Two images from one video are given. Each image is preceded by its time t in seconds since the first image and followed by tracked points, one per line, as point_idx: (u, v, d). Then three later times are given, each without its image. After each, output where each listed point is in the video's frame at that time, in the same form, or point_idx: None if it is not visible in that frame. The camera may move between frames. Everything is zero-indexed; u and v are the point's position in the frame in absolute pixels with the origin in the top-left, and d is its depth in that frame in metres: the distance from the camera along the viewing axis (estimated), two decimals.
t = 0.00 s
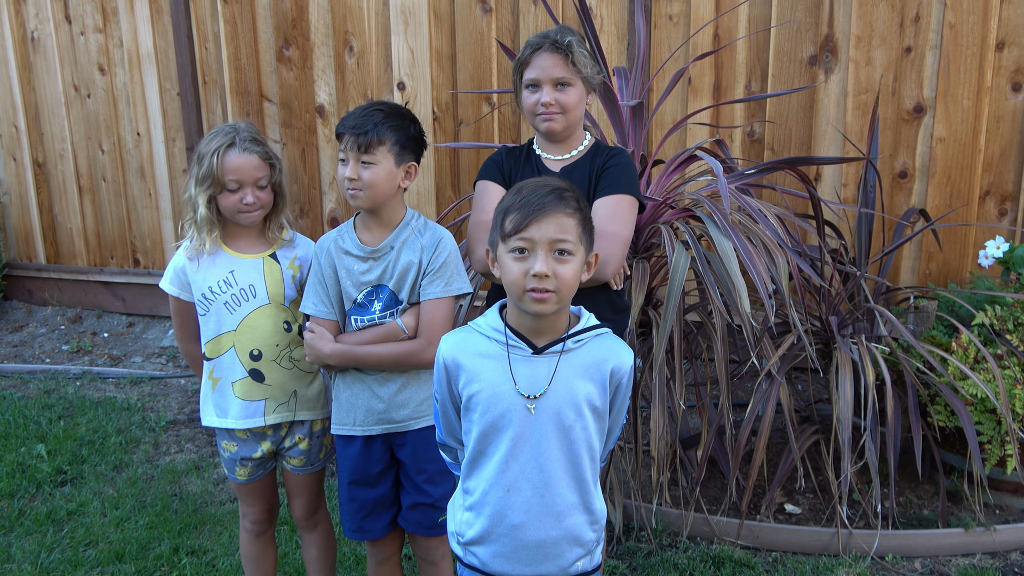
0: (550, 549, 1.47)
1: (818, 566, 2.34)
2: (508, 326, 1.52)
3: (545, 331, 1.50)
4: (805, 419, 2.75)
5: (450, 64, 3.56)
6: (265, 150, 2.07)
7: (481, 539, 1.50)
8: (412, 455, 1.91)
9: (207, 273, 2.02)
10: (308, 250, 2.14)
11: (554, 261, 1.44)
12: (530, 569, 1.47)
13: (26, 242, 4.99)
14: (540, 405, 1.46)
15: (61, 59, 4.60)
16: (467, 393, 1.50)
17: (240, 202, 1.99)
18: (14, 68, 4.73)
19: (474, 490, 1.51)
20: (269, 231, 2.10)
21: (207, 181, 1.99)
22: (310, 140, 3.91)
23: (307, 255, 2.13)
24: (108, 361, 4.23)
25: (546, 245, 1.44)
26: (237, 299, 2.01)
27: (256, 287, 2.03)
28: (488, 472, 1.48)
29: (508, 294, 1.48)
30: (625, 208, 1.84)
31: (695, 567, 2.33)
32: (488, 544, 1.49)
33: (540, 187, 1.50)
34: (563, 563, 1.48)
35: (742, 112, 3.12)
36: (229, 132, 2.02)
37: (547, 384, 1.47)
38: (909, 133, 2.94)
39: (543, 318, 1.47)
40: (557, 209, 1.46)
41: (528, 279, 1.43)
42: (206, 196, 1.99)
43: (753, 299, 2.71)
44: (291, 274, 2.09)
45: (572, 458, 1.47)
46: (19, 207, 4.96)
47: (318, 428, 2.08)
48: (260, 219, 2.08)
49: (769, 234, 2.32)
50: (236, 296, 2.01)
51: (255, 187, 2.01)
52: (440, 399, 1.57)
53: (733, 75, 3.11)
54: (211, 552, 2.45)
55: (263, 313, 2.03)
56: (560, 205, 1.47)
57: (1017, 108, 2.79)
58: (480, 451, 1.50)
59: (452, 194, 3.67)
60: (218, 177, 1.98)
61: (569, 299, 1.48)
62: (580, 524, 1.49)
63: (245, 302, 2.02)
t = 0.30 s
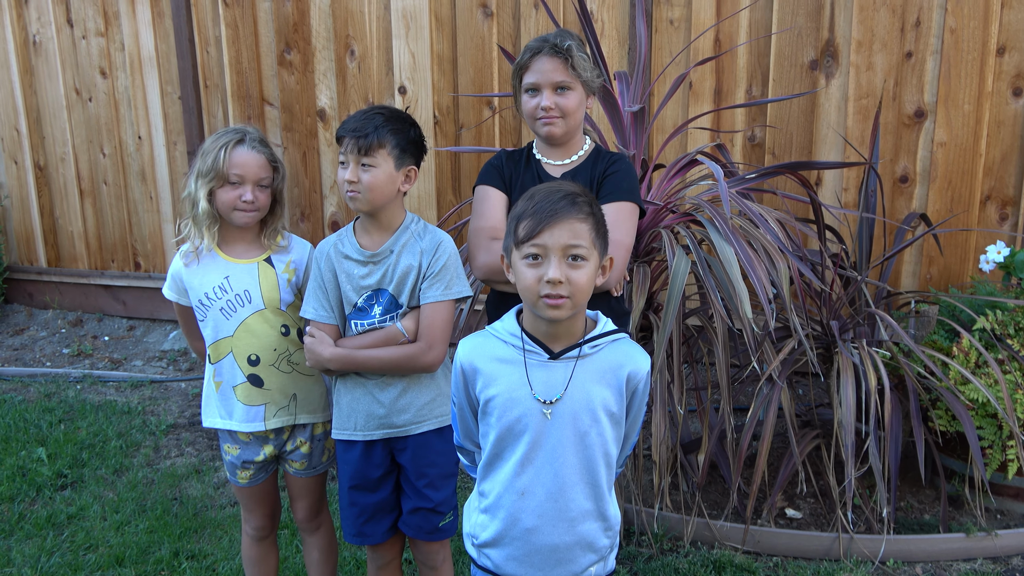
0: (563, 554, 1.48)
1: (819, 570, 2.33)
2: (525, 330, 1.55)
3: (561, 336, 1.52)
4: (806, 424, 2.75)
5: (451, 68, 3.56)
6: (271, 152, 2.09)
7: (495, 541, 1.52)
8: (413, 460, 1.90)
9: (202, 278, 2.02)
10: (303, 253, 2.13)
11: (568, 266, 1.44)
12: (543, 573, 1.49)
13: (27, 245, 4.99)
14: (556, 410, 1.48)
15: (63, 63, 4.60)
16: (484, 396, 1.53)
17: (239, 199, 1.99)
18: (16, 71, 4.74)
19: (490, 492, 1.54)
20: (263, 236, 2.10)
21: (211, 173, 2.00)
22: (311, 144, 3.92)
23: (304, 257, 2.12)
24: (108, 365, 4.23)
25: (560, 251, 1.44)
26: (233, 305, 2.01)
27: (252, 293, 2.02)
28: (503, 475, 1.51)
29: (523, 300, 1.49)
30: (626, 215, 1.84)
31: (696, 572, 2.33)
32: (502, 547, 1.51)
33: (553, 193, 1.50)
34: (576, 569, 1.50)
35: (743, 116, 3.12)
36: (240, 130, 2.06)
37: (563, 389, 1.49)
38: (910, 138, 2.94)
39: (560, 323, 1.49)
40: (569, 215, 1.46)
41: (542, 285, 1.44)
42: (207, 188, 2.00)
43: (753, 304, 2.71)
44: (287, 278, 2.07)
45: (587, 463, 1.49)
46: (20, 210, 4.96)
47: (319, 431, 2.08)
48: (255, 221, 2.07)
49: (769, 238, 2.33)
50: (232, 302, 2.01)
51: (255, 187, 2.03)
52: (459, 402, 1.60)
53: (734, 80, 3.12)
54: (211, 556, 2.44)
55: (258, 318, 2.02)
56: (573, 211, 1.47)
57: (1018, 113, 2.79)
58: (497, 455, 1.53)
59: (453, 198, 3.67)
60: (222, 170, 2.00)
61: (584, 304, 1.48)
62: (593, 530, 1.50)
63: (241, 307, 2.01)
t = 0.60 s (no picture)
0: (575, 559, 1.49)
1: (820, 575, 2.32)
2: (540, 335, 1.56)
3: (575, 341, 1.53)
4: (807, 429, 2.75)
5: (452, 72, 3.56)
6: (265, 155, 2.11)
7: (507, 544, 1.53)
8: (414, 464, 1.90)
9: (198, 280, 2.04)
10: (298, 255, 2.10)
11: (582, 272, 1.44)
12: None
13: (28, 248, 5.00)
14: (570, 415, 1.49)
15: (64, 66, 4.61)
16: (500, 400, 1.55)
17: (230, 200, 2.01)
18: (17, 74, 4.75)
19: (503, 495, 1.56)
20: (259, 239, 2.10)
21: (203, 177, 2.03)
22: (311, 148, 3.92)
23: (298, 258, 2.10)
24: (108, 368, 4.23)
25: (574, 257, 1.44)
26: (227, 306, 2.01)
27: (244, 294, 2.01)
28: (517, 479, 1.52)
29: (537, 306, 1.49)
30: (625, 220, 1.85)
31: None
32: (514, 550, 1.52)
33: (567, 198, 1.50)
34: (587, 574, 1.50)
35: (743, 120, 3.13)
36: (232, 135, 2.09)
37: (578, 394, 1.50)
38: (910, 142, 2.94)
39: (574, 328, 1.50)
40: (583, 221, 1.46)
41: (556, 290, 1.44)
42: (200, 190, 2.03)
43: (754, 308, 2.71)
44: (281, 279, 2.05)
45: (600, 469, 1.49)
46: (21, 213, 4.96)
47: (315, 439, 2.06)
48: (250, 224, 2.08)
49: (769, 243, 2.32)
50: (226, 304, 2.01)
51: (247, 189, 2.04)
52: (476, 404, 1.62)
53: (734, 84, 3.12)
54: (210, 560, 2.44)
55: (251, 320, 2.01)
56: (588, 216, 1.47)
57: (1018, 118, 2.79)
58: (511, 458, 1.54)
59: (453, 201, 3.67)
60: (213, 173, 2.02)
61: (598, 309, 1.48)
62: (605, 535, 1.51)
63: (234, 309, 2.01)
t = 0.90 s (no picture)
0: (578, 562, 1.49)
1: None
2: (545, 338, 1.56)
3: (580, 344, 1.53)
4: (806, 431, 2.75)
5: (452, 75, 3.56)
6: (249, 157, 2.12)
7: (511, 547, 1.53)
8: (414, 467, 1.90)
9: (182, 284, 2.03)
10: (284, 263, 2.09)
11: (587, 275, 1.45)
12: None
13: (27, 251, 5.00)
14: (575, 418, 1.49)
15: (64, 69, 4.61)
16: (505, 402, 1.55)
17: (215, 204, 2.02)
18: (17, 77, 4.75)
19: (508, 497, 1.56)
20: (246, 244, 2.10)
21: (189, 184, 2.06)
22: (311, 150, 3.92)
23: (283, 265, 2.08)
24: (108, 370, 4.23)
25: (578, 259, 1.44)
26: (208, 311, 2.00)
27: (227, 299, 2.00)
28: (522, 481, 1.52)
29: (543, 308, 1.49)
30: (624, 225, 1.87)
31: None
32: (518, 553, 1.52)
33: (572, 201, 1.51)
34: None
35: (742, 123, 3.13)
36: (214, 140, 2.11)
37: (584, 397, 1.50)
38: (910, 145, 2.95)
39: (579, 331, 1.50)
40: (587, 224, 1.46)
41: (560, 293, 1.44)
42: (186, 196, 2.05)
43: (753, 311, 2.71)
44: (264, 285, 2.04)
45: (605, 472, 1.49)
46: (21, 216, 4.96)
47: (291, 450, 2.02)
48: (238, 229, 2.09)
49: (769, 246, 2.32)
50: (207, 308, 2.00)
51: (232, 192, 2.05)
52: (481, 407, 1.62)
53: (733, 87, 3.13)
54: (209, 563, 2.44)
55: (231, 325, 2.00)
56: (593, 218, 1.48)
57: (1017, 121, 2.79)
58: (516, 460, 1.54)
59: (453, 204, 3.68)
60: (198, 178, 2.04)
61: (603, 311, 1.49)
62: (609, 539, 1.51)
63: (215, 313, 2.00)
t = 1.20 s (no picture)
0: (583, 563, 1.49)
1: None
2: (550, 340, 1.56)
3: (585, 346, 1.53)
4: (806, 433, 2.75)
5: (451, 77, 3.57)
6: (232, 162, 2.07)
7: (517, 548, 1.53)
8: (414, 469, 1.90)
9: (171, 294, 2.00)
10: (275, 267, 2.05)
11: (586, 279, 1.45)
12: None
13: (27, 254, 4.99)
14: (580, 421, 1.49)
15: (64, 72, 4.61)
16: (511, 404, 1.56)
17: (201, 213, 1.98)
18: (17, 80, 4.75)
19: (514, 499, 1.56)
20: (235, 252, 2.06)
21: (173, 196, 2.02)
22: (311, 153, 3.93)
23: (274, 268, 2.05)
24: (108, 373, 4.22)
25: (577, 264, 1.44)
26: (200, 319, 1.98)
27: (219, 307, 1.98)
28: (527, 482, 1.52)
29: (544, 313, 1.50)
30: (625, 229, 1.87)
31: None
32: (524, 554, 1.52)
33: (571, 205, 1.51)
34: None
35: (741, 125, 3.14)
36: (194, 147, 2.07)
37: (588, 400, 1.50)
38: (909, 147, 2.95)
39: (582, 335, 1.51)
40: (585, 228, 1.46)
41: (560, 298, 1.44)
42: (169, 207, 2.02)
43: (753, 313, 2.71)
44: (256, 291, 2.01)
45: (610, 474, 1.49)
46: (20, 218, 4.96)
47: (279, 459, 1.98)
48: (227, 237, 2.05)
49: (768, 248, 2.32)
50: (199, 316, 1.98)
51: (218, 199, 2.01)
52: (488, 408, 1.63)
53: (732, 89, 3.13)
54: (208, 565, 2.44)
55: (225, 334, 1.98)
56: (592, 222, 1.48)
57: (1016, 123, 2.80)
58: (522, 462, 1.54)
59: (452, 206, 3.68)
60: (180, 188, 2.00)
61: (605, 315, 1.48)
62: (614, 540, 1.51)
63: (209, 322, 1.98)
